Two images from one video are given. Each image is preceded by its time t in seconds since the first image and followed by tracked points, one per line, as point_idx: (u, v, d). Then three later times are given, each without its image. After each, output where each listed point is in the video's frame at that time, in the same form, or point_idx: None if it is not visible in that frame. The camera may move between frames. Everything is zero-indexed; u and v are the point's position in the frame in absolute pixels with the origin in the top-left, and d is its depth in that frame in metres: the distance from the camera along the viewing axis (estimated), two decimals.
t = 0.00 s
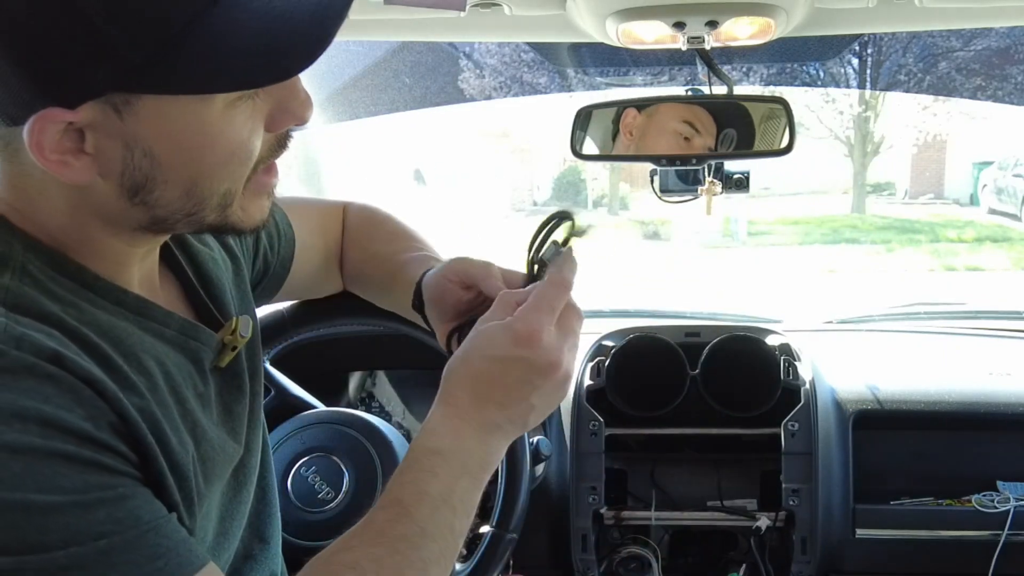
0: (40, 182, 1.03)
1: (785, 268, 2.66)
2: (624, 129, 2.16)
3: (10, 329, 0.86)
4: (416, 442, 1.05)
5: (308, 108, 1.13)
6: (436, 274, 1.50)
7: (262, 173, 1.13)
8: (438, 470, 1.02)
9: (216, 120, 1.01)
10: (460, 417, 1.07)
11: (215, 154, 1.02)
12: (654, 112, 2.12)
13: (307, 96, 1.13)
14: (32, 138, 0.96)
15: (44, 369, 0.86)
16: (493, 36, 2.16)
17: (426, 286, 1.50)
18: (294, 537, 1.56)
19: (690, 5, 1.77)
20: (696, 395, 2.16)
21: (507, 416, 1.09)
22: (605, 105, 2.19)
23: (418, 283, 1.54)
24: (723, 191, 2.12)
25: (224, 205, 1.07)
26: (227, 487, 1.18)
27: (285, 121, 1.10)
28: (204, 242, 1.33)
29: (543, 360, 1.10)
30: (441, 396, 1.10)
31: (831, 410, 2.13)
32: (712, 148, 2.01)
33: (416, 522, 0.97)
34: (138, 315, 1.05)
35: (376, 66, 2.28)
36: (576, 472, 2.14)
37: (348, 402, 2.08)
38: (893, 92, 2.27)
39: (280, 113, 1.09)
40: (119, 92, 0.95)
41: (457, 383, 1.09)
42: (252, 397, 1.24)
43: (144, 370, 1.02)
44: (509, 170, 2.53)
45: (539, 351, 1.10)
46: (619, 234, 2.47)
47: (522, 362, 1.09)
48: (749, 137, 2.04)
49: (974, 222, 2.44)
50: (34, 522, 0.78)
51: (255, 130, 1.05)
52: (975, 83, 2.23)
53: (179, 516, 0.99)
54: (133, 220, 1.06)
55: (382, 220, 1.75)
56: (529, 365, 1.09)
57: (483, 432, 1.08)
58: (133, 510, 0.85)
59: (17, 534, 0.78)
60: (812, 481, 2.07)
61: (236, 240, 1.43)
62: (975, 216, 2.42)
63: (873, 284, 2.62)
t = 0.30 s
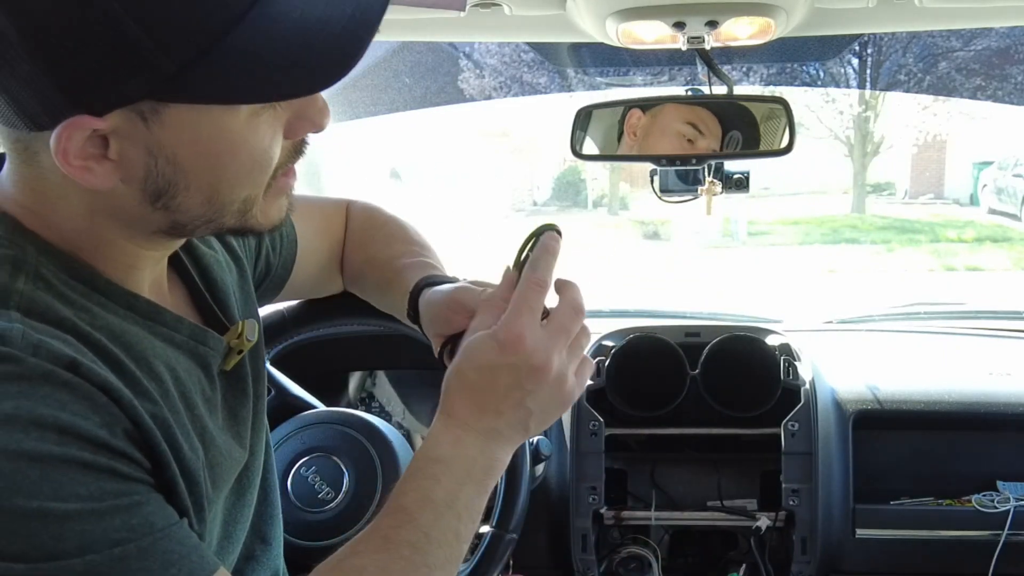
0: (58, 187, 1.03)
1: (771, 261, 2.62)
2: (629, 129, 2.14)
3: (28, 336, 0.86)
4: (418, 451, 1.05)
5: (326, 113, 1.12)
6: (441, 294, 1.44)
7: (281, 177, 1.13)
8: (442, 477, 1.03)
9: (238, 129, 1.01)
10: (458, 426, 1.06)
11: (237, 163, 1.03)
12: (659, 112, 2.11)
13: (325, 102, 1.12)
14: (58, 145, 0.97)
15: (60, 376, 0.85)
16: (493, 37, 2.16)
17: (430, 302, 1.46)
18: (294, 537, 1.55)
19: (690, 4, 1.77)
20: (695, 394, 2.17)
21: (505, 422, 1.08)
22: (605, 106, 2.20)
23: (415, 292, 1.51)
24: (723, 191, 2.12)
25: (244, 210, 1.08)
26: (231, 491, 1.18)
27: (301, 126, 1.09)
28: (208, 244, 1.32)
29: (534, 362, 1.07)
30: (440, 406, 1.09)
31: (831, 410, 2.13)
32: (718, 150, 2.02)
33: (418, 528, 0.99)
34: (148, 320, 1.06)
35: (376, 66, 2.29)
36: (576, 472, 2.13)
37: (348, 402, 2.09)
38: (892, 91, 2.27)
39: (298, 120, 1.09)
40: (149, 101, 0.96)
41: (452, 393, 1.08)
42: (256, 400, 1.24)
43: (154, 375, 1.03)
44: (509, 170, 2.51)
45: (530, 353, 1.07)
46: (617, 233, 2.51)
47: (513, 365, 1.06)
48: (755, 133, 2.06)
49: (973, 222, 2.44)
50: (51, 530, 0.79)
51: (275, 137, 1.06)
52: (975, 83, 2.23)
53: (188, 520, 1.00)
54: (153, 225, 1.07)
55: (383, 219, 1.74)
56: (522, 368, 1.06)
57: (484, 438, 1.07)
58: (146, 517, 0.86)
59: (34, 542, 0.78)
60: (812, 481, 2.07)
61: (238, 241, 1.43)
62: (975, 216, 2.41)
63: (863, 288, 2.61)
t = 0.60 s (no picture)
0: (70, 190, 1.03)
1: (782, 267, 2.67)
2: (634, 129, 2.13)
3: (38, 343, 0.86)
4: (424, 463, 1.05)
5: (338, 118, 1.12)
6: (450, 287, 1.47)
7: (294, 181, 1.13)
8: (448, 487, 1.03)
9: (251, 134, 1.01)
10: (465, 444, 1.06)
11: (250, 168, 1.03)
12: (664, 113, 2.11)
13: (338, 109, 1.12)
14: (71, 150, 0.97)
15: (70, 383, 0.85)
16: (493, 36, 2.17)
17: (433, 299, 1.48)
18: (294, 537, 1.55)
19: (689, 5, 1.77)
20: (696, 394, 2.17)
21: (512, 443, 1.07)
22: (606, 106, 2.21)
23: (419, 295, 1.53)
24: (723, 191, 2.12)
25: (257, 215, 1.07)
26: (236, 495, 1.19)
27: (313, 132, 1.09)
28: (214, 246, 1.32)
29: (542, 392, 1.06)
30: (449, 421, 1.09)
31: (831, 410, 2.13)
32: (721, 151, 2.01)
33: (428, 538, 0.99)
34: (155, 325, 1.05)
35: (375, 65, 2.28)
36: (576, 472, 2.13)
37: (348, 402, 2.10)
38: (893, 91, 2.26)
39: (311, 126, 1.08)
40: (162, 106, 0.96)
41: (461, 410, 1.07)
42: (261, 403, 1.24)
43: (161, 381, 1.03)
44: (509, 170, 2.54)
45: (539, 381, 1.06)
46: (618, 233, 2.48)
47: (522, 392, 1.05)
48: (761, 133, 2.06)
49: (974, 223, 2.46)
50: (61, 537, 0.79)
51: (288, 143, 1.05)
52: (975, 83, 2.23)
53: (194, 525, 1.01)
54: (165, 228, 1.06)
55: (388, 221, 1.75)
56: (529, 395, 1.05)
57: (490, 457, 1.07)
58: (154, 524, 0.87)
59: (44, 548, 0.79)
60: (812, 481, 2.07)
61: (244, 242, 1.42)
62: (975, 217, 2.43)
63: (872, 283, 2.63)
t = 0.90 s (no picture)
0: (80, 192, 1.03)
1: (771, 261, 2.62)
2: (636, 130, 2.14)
3: (48, 342, 0.87)
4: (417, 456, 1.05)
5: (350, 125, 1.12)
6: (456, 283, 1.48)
7: (304, 185, 1.13)
8: (439, 475, 1.03)
9: (263, 141, 1.01)
10: (454, 427, 1.07)
11: (261, 175, 1.03)
12: (668, 114, 2.10)
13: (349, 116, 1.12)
14: (84, 154, 0.97)
15: (78, 382, 0.86)
16: (493, 37, 2.17)
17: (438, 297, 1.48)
18: (295, 537, 1.55)
19: (690, 4, 1.77)
20: (696, 394, 2.16)
21: (501, 421, 1.09)
22: (605, 106, 2.20)
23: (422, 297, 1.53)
24: (723, 191, 2.12)
25: (266, 220, 1.08)
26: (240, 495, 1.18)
27: (324, 137, 1.09)
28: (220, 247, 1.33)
29: (521, 360, 1.10)
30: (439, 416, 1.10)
31: (831, 410, 2.13)
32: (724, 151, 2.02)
33: (421, 532, 0.98)
34: (161, 324, 1.06)
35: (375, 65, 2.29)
36: (576, 472, 2.13)
37: (348, 401, 2.10)
38: (892, 92, 2.26)
39: (321, 133, 1.09)
40: (176, 113, 0.96)
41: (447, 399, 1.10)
42: (266, 404, 1.24)
43: (168, 381, 1.03)
44: (510, 168, 2.52)
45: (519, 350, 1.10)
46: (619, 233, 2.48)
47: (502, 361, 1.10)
48: (763, 134, 2.07)
49: (973, 222, 2.43)
50: (69, 535, 0.79)
51: (299, 149, 1.06)
52: (975, 83, 2.23)
53: (201, 524, 1.01)
54: (173, 231, 1.07)
55: (394, 221, 1.76)
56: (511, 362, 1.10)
57: (481, 439, 1.07)
58: (162, 521, 0.87)
59: (52, 545, 0.79)
60: (812, 481, 2.07)
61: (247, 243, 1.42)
62: (975, 216, 2.41)
63: (871, 285, 2.62)
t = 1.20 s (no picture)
0: (87, 198, 1.03)
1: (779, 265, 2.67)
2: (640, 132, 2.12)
3: (57, 346, 0.86)
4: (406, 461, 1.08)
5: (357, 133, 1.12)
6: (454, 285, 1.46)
7: (309, 191, 1.13)
8: (423, 474, 1.04)
9: (270, 149, 1.01)
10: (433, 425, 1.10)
11: (267, 183, 1.02)
12: (671, 116, 2.09)
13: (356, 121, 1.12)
14: (92, 160, 0.97)
15: (87, 387, 0.86)
16: (493, 37, 2.17)
17: (435, 300, 1.46)
18: (295, 537, 1.55)
19: (690, 5, 1.77)
20: (696, 394, 2.16)
21: (478, 411, 1.10)
22: (605, 105, 2.20)
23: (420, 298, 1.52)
24: (723, 191, 2.12)
25: (271, 225, 1.07)
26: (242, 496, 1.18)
27: (330, 144, 1.09)
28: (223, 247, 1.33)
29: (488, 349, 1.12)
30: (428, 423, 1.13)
31: (831, 410, 2.13)
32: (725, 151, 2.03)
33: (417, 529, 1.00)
34: (167, 327, 1.06)
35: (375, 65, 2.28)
36: (576, 472, 2.13)
37: (348, 402, 2.09)
38: (892, 92, 2.26)
39: (327, 139, 1.08)
40: (183, 120, 0.96)
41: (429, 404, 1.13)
42: (267, 404, 1.24)
43: (174, 385, 1.03)
44: (508, 170, 2.56)
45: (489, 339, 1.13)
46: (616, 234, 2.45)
47: (475, 354, 1.13)
48: (764, 134, 2.07)
49: (973, 223, 2.45)
50: (77, 539, 0.80)
51: (305, 156, 1.05)
52: (975, 83, 2.22)
53: (205, 527, 1.01)
54: (179, 237, 1.06)
55: (394, 221, 1.75)
56: (481, 352, 1.12)
57: (460, 433, 1.08)
58: (167, 526, 0.87)
59: (60, 550, 0.79)
60: (812, 481, 2.06)
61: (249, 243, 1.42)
62: (975, 217, 2.43)
63: (870, 285, 2.63)
